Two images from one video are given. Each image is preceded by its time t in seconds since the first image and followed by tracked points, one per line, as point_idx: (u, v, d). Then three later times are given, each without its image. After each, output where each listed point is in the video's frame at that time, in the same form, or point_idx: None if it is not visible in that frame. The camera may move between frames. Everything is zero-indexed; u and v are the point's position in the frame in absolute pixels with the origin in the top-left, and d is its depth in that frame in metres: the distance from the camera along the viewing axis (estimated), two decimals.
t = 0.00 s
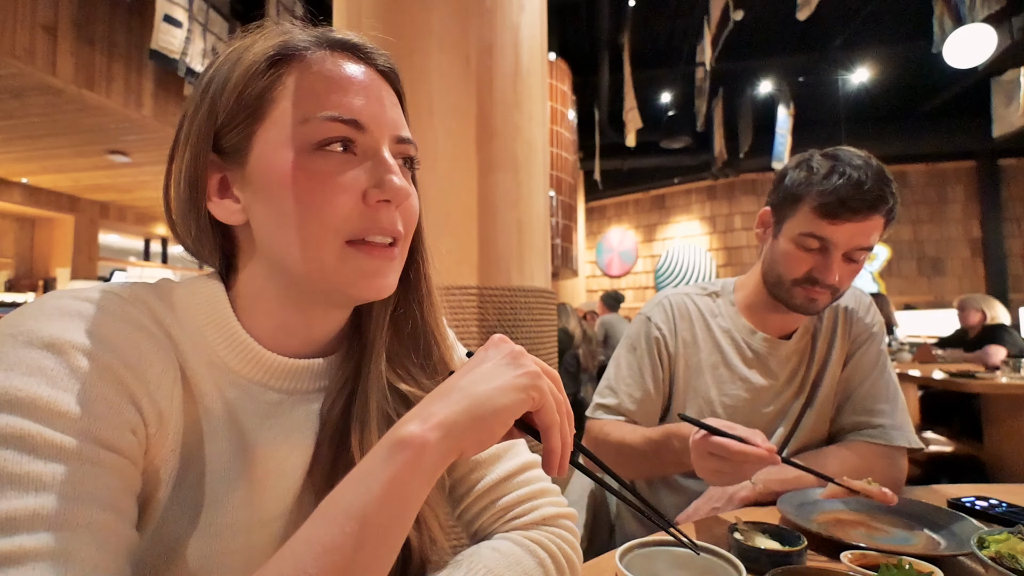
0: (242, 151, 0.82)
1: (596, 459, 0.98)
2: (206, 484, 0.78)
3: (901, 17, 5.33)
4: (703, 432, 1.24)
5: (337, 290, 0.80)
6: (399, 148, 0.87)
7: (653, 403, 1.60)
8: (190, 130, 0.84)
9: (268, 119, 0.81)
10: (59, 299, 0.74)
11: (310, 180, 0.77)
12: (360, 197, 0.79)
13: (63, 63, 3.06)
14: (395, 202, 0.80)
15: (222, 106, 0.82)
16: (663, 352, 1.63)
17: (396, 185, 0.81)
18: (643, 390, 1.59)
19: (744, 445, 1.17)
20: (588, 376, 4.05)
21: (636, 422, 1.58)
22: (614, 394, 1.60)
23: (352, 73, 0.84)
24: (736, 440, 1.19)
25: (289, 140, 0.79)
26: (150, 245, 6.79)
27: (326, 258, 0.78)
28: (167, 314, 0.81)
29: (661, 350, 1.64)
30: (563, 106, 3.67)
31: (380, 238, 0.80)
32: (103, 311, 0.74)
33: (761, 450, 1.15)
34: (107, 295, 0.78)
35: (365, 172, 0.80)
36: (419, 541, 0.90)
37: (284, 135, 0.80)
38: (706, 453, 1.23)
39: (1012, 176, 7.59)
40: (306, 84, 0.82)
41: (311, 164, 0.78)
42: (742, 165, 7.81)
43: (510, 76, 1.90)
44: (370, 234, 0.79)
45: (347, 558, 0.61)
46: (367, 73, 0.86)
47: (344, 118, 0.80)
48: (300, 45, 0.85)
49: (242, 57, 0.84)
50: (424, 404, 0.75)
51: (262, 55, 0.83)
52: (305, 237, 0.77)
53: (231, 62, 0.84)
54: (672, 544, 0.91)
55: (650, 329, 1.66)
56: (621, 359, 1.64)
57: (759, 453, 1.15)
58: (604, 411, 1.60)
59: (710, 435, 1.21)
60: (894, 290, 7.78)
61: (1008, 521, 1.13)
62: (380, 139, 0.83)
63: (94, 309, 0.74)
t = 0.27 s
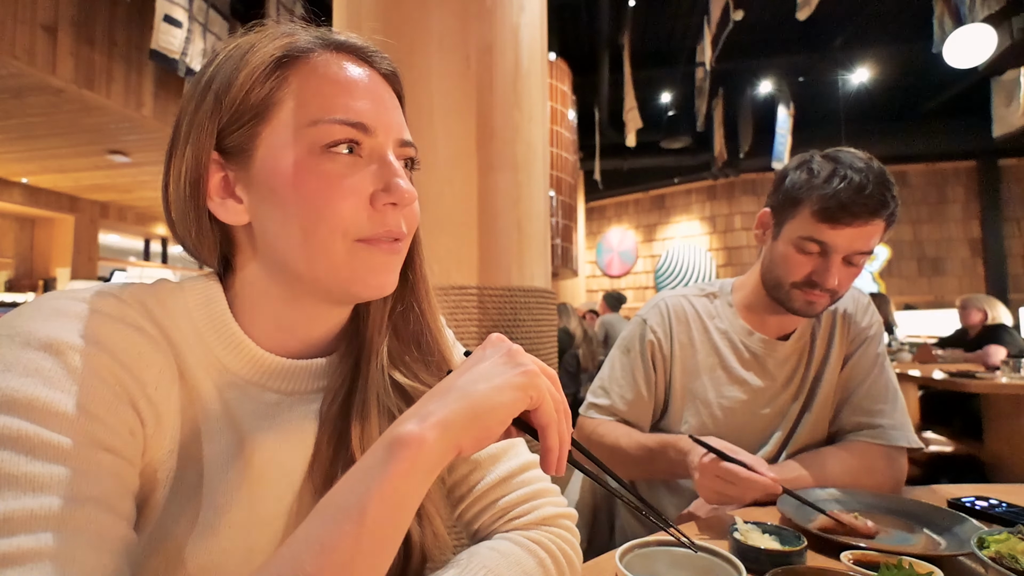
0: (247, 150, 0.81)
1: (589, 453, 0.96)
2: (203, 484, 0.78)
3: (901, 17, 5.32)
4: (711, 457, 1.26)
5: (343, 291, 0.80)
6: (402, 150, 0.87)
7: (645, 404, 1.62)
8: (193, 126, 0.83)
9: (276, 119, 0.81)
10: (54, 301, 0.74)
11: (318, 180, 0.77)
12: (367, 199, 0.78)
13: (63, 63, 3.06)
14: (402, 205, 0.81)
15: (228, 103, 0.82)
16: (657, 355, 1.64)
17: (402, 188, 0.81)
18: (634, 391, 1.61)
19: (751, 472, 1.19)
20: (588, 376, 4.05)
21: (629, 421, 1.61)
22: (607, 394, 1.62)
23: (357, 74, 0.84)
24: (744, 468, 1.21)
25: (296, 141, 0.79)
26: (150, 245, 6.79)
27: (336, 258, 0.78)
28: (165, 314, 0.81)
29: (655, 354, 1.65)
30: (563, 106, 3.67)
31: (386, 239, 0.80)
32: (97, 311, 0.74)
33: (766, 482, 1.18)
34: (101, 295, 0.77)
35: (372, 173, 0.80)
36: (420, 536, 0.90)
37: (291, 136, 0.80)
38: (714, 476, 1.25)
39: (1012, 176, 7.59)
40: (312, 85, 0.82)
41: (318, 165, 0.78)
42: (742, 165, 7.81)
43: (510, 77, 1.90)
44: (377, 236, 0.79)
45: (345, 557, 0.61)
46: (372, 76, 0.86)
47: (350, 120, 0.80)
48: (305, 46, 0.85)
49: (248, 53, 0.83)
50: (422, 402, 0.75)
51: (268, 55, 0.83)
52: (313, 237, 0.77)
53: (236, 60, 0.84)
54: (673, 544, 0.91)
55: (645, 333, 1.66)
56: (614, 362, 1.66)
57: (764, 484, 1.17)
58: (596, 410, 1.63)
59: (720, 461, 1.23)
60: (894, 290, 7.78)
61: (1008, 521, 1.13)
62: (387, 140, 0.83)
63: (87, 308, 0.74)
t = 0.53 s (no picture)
0: (259, 149, 0.80)
1: (588, 454, 0.97)
2: (204, 484, 0.78)
3: (901, 17, 5.32)
4: (697, 419, 1.34)
5: (357, 292, 0.81)
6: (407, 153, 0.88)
7: (640, 405, 1.62)
8: (201, 125, 0.82)
9: (289, 121, 0.80)
10: (53, 300, 0.73)
11: (335, 184, 0.78)
12: (381, 203, 0.80)
13: (63, 63, 3.06)
14: (413, 207, 0.82)
15: (239, 103, 0.81)
16: (655, 356, 1.64)
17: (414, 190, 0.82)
18: (630, 392, 1.61)
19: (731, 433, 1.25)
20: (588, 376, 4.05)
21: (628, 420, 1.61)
22: (602, 394, 1.63)
23: (364, 76, 0.84)
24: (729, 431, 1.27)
25: (311, 143, 0.79)
26: (150, 245, 6.79)
27: (353, 260, 0.79)
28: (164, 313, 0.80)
29: (652, 356, 1.65)
30: (563, 106, 3.67)
31: (398, 241, 0.82)
32: (97, 311, 0.74)
33: (747, 445, 1.22)
34: (100, 295, 0.77)
35: (386, 177, 0.81)
36: (420, 531, 0.90)
37: (305, 138, 0.80)
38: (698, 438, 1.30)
39: (1012, 176, 7.59)
40: (323, 87, 0.82)
41: (334, 168, 0.78)
42: (742, 165, 7.80)
43: (510, 77, 1.90)
44: (392, 237, 0.81)
45: (348, 556, 0.61)
46: (379, 79, 0.86)
47: (364, 123, 0.81)
48: (313, 46, 0.84)
49: (257, 52, 0.82)
50: (422, 403, 0.75)
51: (278, 55, 0.82)
52: (332, 240, 0.78)
53: (244, 59, 0.82)
54: (672, 544, 0.91)
55: (642, 334, 1.66)
56: (611, 362, 1.65)
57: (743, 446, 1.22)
58: (591, 408, 1.65)
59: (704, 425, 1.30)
60: (894, 290, 7.78)
61: (1008, 521, 1.13)
62: (397, 143, 0.84)
63: (87, 308, 0.74)
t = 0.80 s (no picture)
0: (280, 154, 0.81)
1: (589, 456, 0.96)
2: (206, 484, 0.78)
3: (901, 17, 5.33)
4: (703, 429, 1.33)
5: (381, 285, 0.84)
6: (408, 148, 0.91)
7: (642, 407, 1.62)
8: (210, 132, 0.79)
9: (305, 125, 0.81)
10: (52, 299, 0.73)
11: (360, 183, 0.80)
12: (399, 197, 0.83)
13: (63, 63, 3.06)
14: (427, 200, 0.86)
15: (254, 109, 0.80)
16: (653, 359, 1.64)
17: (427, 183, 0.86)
18: (631, 396, 1.61)
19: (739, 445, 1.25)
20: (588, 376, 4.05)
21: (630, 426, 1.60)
22: (605, 398, 1.62)
23: (361, 74, 0.86)
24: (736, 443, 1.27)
25: (331, 145, 0.81)
26: (150, 245, 6.81)
27: (382, 255, 0.81)
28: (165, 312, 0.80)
29: (651, 359, 1.64)
30: (563, 106, 3.68)
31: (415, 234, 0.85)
32: (96, 311, 0.74)
33: (757, 458, 1.22)
34: (99, 295, 0.77)
35: (401, 172, 0.84)
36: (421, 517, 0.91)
37: (323, 140, 0.81)
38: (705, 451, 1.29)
39: (1012, 176, 7.58)
40: (330, 89, 0.83)
41: (357, 167, 0.81)
42: (742, 165, 7.80)
43: (510, 77, 1.90)
44: (412, 229, 0.84)
45: (350, 556, 0.61)
46: (378, 79, 0.88)
47: (378, 120, 0.83)
48: (310, 46, 0.84)
49: (259, 55, 0.81)
50: (424, 407, 0.75)
51: (285, 58, 0.82)
52: (364, 240, 0.80)
53: (248, 62, 0.81)
54: (673, 544, 0.91)
55: (640, 337, 1.66)
56: (610, 366, 1.65)
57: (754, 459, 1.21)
58: (595, 416, 1.62)
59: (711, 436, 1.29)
60: (894, 290, 7.78)
61: (1008, 521, 1.13)
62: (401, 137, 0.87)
63: (85, 307, 0.73)
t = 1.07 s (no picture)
0: (337, 159, 0.83)
1: (588, 460, 0.97)
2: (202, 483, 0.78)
3: (901, 17, 5.32)
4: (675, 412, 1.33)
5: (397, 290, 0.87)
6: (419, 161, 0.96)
7: (636, 409, 1.61)
8: (262, 131, 0.79)
9: (355, 135, 0.84)
10: (47, 298, 0.73)
11: (401, 195, 0.85)
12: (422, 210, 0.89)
13: (63, 63, 3.06)
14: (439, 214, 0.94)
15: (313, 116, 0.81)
16: (651, 361, 1.63)
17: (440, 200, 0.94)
18: (628, 398, 1.61)
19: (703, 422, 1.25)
20: (587, 376, 4.05)
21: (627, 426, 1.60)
22: (600, 400, 1.62)
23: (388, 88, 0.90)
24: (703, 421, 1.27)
25: (379, 157, 0.85)
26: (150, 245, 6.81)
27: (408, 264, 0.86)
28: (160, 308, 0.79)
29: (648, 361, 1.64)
30: (563, 106, 3.68)
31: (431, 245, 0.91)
32: (90, 309, 0.73)
33: (723, 433, 1.21)
34: (93, 292, 0.76)
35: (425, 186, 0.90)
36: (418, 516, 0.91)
37: (372, 151, 0.85)
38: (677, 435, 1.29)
39: (1012, 176, 7.58)
40: (374, 102, 0.87)
41: (397, 180, 0.86)
42: (742, 165, 7.80)
43: (510, 76, 1.90)
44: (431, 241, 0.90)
45: (345, 556, 0.61)
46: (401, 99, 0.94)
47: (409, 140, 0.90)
48: (348, 56, 0.87)
49: (312, 63, 0.83)
50: (420, 402, 0.75)
51: (333, 68, 0.84)
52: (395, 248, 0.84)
53: (300, 68, 0.82)
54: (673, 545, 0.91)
55: (637, 340, 1.65)
56: (608, 369, 1.65)
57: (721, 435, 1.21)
58: (591, 416, 1.63)
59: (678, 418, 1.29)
60: (894, 290, 7.78)
61: (1008, 521, 1.13)
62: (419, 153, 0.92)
63: (78, 305, 0.73)
